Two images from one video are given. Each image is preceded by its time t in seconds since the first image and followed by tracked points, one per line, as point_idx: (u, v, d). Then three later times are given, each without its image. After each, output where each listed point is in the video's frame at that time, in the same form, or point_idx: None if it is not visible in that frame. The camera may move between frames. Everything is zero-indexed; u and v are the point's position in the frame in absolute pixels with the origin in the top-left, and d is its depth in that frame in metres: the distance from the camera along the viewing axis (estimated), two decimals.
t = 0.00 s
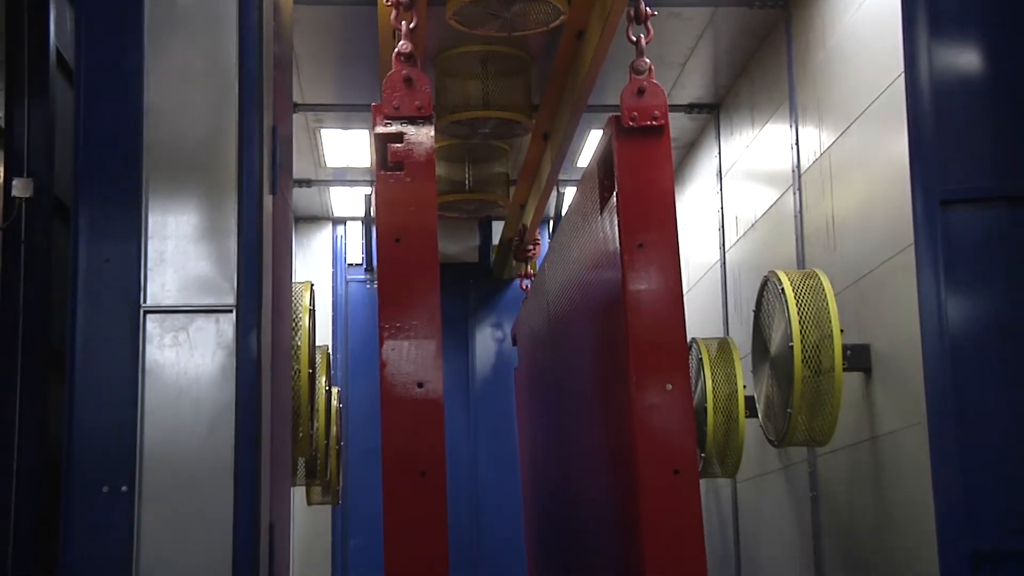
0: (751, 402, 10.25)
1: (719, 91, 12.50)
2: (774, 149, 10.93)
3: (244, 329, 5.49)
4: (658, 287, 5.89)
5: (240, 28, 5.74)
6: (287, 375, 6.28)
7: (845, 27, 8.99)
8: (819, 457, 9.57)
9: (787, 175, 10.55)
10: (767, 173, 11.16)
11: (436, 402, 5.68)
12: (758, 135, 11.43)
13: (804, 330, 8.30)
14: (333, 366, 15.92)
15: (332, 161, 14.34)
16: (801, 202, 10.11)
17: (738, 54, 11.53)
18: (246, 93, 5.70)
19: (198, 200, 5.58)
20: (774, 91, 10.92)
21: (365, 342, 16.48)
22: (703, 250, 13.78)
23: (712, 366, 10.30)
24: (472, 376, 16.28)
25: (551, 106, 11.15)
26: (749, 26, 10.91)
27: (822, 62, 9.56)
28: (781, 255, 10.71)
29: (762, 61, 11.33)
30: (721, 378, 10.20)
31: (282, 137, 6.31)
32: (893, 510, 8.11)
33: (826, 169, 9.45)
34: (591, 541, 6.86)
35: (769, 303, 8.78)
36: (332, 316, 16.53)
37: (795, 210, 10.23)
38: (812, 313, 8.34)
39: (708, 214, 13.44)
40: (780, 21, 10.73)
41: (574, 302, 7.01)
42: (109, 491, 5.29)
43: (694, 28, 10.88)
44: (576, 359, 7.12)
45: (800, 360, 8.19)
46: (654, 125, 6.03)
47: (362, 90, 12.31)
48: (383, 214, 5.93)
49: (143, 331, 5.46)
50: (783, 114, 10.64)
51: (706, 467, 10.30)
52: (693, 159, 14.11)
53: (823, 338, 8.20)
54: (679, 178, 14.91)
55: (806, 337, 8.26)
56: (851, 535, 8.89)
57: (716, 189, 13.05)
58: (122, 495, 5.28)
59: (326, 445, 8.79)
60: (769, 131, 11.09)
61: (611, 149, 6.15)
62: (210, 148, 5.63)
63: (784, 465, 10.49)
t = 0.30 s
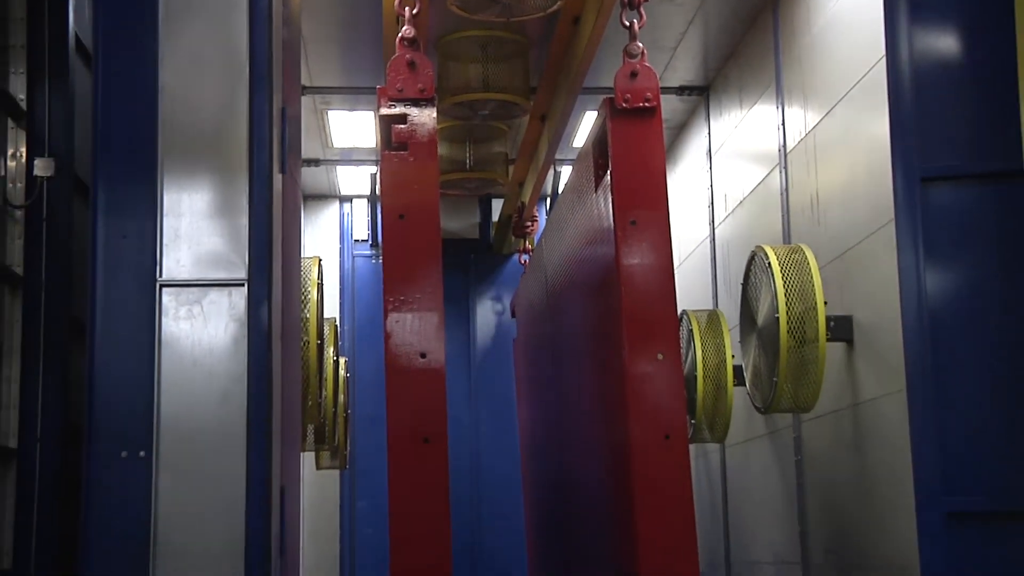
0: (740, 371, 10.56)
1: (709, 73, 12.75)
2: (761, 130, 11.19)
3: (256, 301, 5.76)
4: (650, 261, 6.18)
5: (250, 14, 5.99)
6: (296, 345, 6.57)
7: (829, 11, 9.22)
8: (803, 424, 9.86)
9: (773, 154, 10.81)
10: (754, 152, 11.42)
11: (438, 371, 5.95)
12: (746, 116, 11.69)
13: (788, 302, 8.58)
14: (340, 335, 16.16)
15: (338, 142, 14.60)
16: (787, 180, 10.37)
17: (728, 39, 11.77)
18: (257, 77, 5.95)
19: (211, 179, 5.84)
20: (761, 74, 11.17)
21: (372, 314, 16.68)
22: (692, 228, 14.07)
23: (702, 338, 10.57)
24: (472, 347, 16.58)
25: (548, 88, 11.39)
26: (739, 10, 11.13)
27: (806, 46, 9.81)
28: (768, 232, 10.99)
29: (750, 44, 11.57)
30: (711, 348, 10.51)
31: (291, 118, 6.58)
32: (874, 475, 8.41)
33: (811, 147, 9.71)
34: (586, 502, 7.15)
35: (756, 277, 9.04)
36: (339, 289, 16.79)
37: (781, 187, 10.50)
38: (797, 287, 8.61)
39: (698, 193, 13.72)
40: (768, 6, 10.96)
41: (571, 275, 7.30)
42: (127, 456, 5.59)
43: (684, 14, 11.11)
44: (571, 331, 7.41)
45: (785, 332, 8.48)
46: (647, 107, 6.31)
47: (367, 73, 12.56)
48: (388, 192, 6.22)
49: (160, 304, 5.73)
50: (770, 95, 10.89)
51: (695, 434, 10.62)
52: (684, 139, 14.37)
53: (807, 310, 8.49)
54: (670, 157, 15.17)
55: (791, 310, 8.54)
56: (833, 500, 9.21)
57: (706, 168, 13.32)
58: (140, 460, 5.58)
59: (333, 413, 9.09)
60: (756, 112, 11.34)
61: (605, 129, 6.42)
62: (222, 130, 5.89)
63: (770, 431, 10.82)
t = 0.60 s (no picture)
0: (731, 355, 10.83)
1: (700, 69, 13.00)
2: (750, 124, 11.45)
3: (265, 288, 5.99)
4: (644, 249, 6.42)
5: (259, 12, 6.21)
6: (304, 330, 6.82)
7: (816, 8, 9.46)
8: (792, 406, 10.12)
9: (762, 147, 11.07)
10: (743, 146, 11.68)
11: (441, 355, 6.19)
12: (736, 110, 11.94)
13: (777, 288, 8.83)
14: (346, 320, 16.39)
15: (345, 134, 14.87)
16: (775, 172, 10.63)
17: (718, 34, 12.00)
18: (266, 72, 6.18)
19: (223, 170, 6.08)
20: (750, 69, 11.42)
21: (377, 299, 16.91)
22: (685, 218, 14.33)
23: (694, 323, 10.83)
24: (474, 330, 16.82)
25: (547, 81, 11.63)
26: (730, 7, 11.36)
27: (794, 41, 10.05)
28: (757, 223, 11.26)
29: (739, 41, 11.80)
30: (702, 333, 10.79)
31: (298, 112, 6.83)
32: (859, 457, 8.66)
33: (798, 140, 9.96)
34: (582, 483, 7.41)
35: (745, 264, 9.30)
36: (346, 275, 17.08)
37: (770, 178, 10.76)
38: (786, 274, 8.85)
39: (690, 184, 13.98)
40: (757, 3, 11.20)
41: (568, 263, 7.55)
42: (143, 436, 5.83)
43: (677, 11, 11.34)
44: (569, 316, 7.67)
45: (775, 316, 8.74)
46: (641, 101, 6.57)
47: (372, 68, 12.81)
48: (392, 183, 6.47)
49: (173, 290, 5.97)
50: (758, 90, 11.15)
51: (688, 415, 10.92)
52: (677, 132, 14.62)
53: (796, 295, 8.74)
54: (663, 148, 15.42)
55: (780, 295, 8.79)
56: (821, 479, 9.46)
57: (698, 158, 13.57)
58: (155, 440, 5.82)
59: (340, 395, 9.37)
60: (746, 106, 11.59)
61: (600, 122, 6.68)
62: (234, 124, 6.12)
63: (759, 412, 11.10)
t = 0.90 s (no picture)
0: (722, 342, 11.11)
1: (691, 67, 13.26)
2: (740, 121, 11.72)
3: (274, 277, 6.25)
4: (639, 240, 6.70)
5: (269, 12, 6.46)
6: (311, 319, 7.09)
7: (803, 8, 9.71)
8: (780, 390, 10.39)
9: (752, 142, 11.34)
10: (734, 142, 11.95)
11: (442, 342, 6.46)
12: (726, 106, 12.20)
13: (765, 278, 9.08)
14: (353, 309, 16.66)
15: (352, 130, 15.14)
16: (764, 167, 10.90)
17: (710, 33, 12.25)
18: (275, 71, 6.43)
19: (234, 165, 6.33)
20: (740, 67, 11.68)
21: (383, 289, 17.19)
22: (676, 212, 14.61)
23: (686, 311, 11.11)
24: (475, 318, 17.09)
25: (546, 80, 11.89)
26: (722, 7, 11.60)
27: (782, 41, 10.31)
28: (746, 216, 11.54)
29: (730, 41, 12.04)
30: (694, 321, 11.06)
31: (306, 109, 7.10)
32: (845, 442, 8.92)
33: (787, 136, 10.22)
34: (579, 465, 7.69)
35: (735, 255, 9.57)
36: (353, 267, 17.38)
37: (759, 173, 11.04)
38: (774, 264, 9.11)
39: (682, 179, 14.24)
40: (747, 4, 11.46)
41: (566, 254, 7.83)
42: (158, 420, 6.08)
43: (671, 11, 11.58)
44: (566, 305, 7.94)
45: (764, 304, 9.01)
46: (636, 99, 6.84)
47: (378, 66, 13.07)
48: (396, 176, 6.75)
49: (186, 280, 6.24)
50: (748, 88, 11.42)
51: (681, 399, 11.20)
52: (669, 128, 14.89)
53: (784, 285, 9.00)
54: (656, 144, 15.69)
55: (768, 284, 9.05)
56: (807, 460, 9.74)
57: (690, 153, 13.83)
58: (169, 423, 6.07)
59: (347, 381, 9.65)
60: (736, 103, 11.84)
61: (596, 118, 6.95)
62: (244, 121, 6.38)
63: (748, 397, 11.39)
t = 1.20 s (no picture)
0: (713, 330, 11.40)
1: (683, 68, 13.52)
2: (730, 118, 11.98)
3: (283, 268, 6.51)
4: (633, 233, 6.97)
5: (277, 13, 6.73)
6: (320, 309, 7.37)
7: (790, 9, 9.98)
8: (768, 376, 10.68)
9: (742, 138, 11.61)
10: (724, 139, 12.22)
11: (444, 331, 6.74)
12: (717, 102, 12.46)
13: (755, 270, 9.34)
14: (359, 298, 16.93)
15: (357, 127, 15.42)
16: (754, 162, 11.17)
17: (701, 34, 12.50)
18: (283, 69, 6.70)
19: (245, 160, 6.60)
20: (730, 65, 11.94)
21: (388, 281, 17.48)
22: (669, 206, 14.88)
23: (678, 301, 11.40)
24: (475, 309, 17.36)
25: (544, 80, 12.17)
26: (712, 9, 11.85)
27: (770, 41, 10.58)
28: (736, 211, 11.82)
29: (720, 43, 12.30)
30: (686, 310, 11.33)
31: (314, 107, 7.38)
32: (831, 429, 9.19)
33: (775, 134, 10.48)
34: (576, 448, 7.97)
35: (725, 248, 9.85)
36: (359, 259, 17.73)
37: (749, 167, 11.32)
38: (763, 256, 9.38)
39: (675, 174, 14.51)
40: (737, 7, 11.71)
41: (564, 246, 8.10)
42: (172, 405, 6.35)
43: (663, 12, 11.84)
44: (564, 296, 8.22)
45: (754, 294, 9.28)
46: (631, 97, 7.12)
47: (383, 65, 13.33)
48: (399, 171, 7.02)
49: (199, 271, 6.49)
50: (737, 87, 11.69)
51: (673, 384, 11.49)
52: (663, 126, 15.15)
53: (772, 276, 9.26)
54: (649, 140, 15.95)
55: (757, 275, 9.31)
56: (795, 444, 10.02)
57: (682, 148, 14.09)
58: (182, 409, 6.34)
59: (353, 367, 9.94)
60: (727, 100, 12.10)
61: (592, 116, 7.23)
62: (254, 118, 6.64)
63: (738, 382, 11.67)
